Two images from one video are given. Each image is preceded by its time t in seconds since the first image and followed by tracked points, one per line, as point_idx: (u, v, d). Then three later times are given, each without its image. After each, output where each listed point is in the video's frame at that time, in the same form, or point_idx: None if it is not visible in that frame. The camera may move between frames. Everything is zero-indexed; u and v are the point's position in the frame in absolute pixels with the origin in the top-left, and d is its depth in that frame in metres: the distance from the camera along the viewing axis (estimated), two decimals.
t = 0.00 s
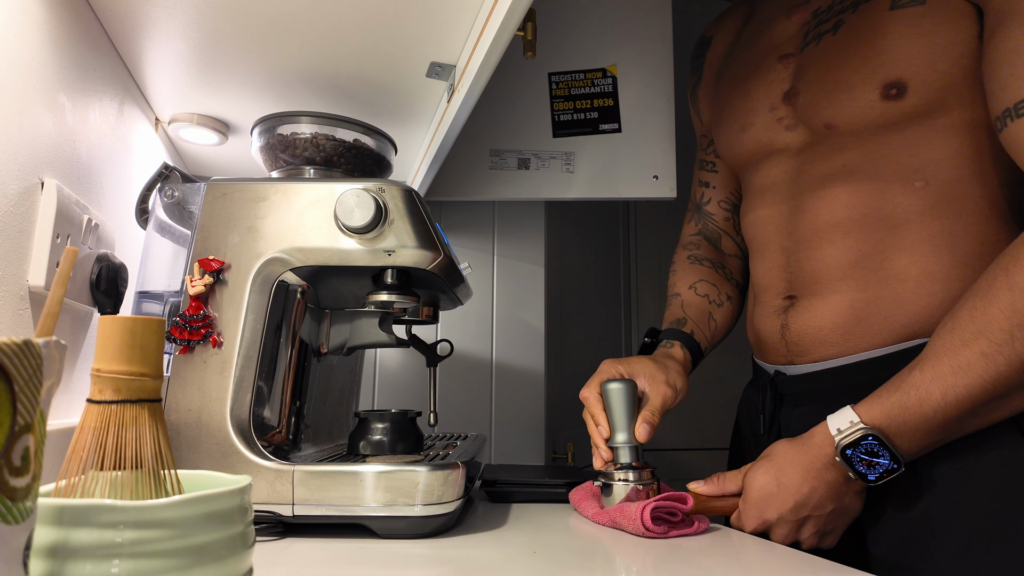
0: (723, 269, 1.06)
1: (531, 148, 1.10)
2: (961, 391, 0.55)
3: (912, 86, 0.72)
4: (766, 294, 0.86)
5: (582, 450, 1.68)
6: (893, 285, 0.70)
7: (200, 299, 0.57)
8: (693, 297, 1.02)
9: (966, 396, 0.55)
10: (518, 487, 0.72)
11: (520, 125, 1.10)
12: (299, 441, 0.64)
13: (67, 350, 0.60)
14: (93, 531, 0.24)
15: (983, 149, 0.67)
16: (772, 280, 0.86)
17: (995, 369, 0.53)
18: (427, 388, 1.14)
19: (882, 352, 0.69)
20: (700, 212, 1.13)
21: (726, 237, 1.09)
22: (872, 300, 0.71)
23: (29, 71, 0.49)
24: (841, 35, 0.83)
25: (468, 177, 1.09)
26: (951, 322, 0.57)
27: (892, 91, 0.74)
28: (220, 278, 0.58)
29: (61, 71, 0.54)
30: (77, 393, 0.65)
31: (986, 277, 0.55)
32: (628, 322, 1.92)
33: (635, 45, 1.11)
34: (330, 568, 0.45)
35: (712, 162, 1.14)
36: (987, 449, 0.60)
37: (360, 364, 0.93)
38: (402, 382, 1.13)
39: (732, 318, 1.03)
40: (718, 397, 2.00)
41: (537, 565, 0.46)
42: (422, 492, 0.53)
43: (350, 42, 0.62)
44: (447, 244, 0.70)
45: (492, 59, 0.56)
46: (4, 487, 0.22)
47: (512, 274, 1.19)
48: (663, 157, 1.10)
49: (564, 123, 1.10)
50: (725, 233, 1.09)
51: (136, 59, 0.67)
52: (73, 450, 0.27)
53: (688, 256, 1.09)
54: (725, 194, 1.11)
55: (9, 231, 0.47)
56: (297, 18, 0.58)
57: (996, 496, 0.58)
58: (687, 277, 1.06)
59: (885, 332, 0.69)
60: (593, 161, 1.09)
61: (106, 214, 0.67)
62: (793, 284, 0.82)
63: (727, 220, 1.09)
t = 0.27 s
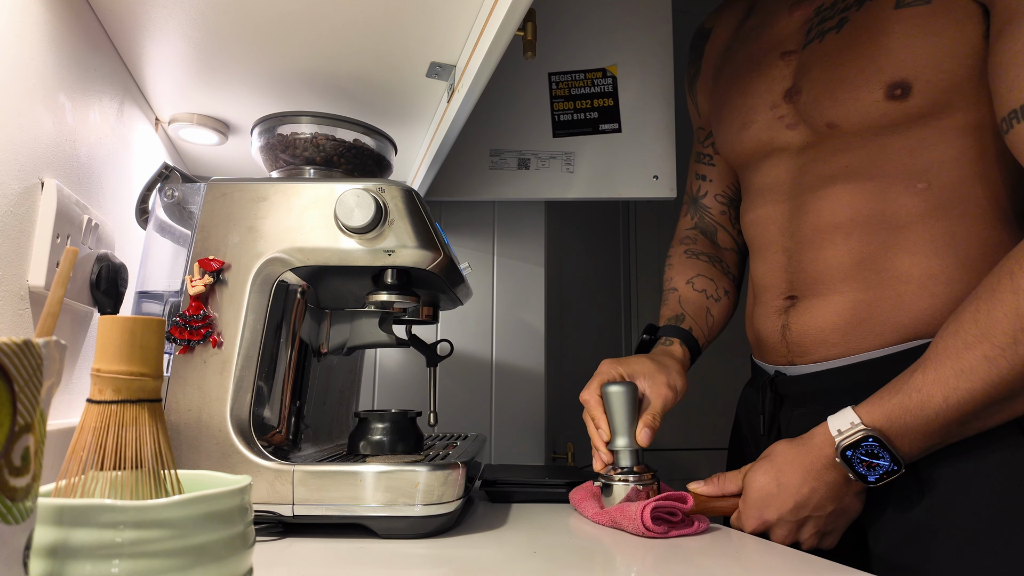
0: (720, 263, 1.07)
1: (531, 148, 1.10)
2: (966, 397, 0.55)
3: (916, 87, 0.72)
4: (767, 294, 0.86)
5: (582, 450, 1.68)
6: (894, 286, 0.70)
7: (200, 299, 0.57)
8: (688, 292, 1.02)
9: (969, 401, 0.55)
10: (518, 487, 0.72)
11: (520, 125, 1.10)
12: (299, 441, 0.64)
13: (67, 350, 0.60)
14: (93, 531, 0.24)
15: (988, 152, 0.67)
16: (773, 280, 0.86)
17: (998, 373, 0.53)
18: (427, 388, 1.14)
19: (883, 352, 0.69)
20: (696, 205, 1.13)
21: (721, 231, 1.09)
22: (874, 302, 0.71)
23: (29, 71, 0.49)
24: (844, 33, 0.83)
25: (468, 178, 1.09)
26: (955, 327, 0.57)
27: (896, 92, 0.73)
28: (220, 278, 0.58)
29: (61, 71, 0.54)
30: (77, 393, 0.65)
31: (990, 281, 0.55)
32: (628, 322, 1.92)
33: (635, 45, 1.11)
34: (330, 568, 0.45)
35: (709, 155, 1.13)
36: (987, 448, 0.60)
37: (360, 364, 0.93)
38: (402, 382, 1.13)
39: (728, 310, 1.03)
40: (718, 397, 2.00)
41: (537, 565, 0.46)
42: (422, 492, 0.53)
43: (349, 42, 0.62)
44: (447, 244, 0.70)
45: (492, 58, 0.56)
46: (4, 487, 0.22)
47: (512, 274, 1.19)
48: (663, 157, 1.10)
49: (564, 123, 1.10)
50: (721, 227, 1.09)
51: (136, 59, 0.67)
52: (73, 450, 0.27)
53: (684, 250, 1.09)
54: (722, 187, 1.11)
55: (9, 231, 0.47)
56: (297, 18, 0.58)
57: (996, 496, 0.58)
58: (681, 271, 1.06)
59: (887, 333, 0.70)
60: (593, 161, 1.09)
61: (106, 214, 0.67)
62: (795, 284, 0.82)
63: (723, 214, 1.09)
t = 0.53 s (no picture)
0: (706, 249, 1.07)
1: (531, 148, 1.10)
2: (971, 402, 0.55)
3: (924, 89, 0.72)
4: (768, 294, 0.86)
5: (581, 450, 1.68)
6: (899, 288, 0.70)
7: (200, 299, 0.57)
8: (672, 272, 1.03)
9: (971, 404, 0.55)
10: (518, 487, 0.72)
11: (519, 125, 1.10)
12: (299, 441, 0.64)
13: (67, 350, 0.60)
14: (93, 531, 0.24)
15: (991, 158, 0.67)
16: (774, 280, 0.85)
17: (1002, 376, 0.53)
18: (427, 388, 1.14)
19: (886, 353, 0.70)
20: (686, 189, 1.10)
21: (710, 218, 1.09)
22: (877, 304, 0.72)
23: (29, 71, 0.49)
24: (849, 32, 0.82)
25: (468, 177, 1.08)
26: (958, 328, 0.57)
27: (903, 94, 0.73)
28: (220, 278, 0.58)
29: (61, 71, 0.54)
30: (77, 393, 0.65)
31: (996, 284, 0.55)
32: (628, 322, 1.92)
33: (635, 45, 1.11)
34: (330, 568, 0.45)
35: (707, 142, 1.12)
36: (987, 448, 0.60)
37: (359, 364, 0.93)
38: (402, 382, 1.13)
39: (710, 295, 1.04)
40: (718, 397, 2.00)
41: (537, 565, 0.46)
42: (421, 492, 0.53)
43: (349, 42, 0.62)
44: (447, 244, 0.70)
45: (492, 58, 0.56)
46: (4, 487, 0.22)
47: (512, 274, 1.19)
48: (663, 157, 1.10)
49: (564, 123, 1.10)
50: (710, 214, 1.09)
51: (136, 59, 0.67)
52: (73, 450, 0.27)
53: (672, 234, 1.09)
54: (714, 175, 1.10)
55: (9, 231, 0.47)
56: (297, 18, 0.58)
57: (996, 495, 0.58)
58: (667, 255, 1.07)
59: (891, 334, 0.70)
60: (593, 161, 1.09)
61: (106, 214, 0.67)
62: (797, 285, 0.81)
63: (712, 201, 1.09)
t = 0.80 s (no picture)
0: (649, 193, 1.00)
1: (531, 148, 1.10)
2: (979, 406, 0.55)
3: (951, 95, 0.71)
4: (772, 296, 0.84)
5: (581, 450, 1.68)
6: (911, 295, 0.70)
7: (200, 299, 0.57)
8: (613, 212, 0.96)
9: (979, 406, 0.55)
10: (518, 487, 0.72)
11: (519, 125, 1.10)
12: (299, 442, 0.64)
13: (67, 350, 0.60)
14: (93, 530, 0.24)
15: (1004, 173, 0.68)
16: (780, 284, 0.83)
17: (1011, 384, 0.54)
18: (427, 387, 1.14)
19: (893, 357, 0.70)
20: (644, 137, 1.05)
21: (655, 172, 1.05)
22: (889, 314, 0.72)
23: (28, 71, 0.49)
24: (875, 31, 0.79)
25: (468, 178, 1.08)
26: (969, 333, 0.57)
27: (928, 104, 0.72)
28: (220, 278, 0.58)
29: (61, 71, 0.54)
30: (77, 393, 0.65)
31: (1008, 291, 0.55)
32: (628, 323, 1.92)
33: (635, 46, 1.11)
34: (329, 568, 0.45)
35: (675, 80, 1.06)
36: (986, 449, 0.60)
37: (360, 364, 0.93)
38: (402, 382, 1.13)
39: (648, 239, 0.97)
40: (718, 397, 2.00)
41: (536, 565, 0.46)
42: (421, 492, 0.53)
43: (349, 42, 0.62)
44: (447, 244, 0.70)
45: (492, 58, 0.56)
46: (4, 487, 0.22)
47: (512, 274, 1.19)
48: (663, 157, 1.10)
49: (564, 123, 1.10)
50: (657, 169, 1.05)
51: (136, 59, 0.67)
52: (73, 450, 0.27)
53: (620, 174, 1.02)
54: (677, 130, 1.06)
55: (9, 231, 0.47)
56: (297, 18, 0.58)
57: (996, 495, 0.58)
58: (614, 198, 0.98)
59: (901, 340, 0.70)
60: (593, 161, 1.09)
61: (106, 214, 0.67)
62: (805, 288, 0.80)
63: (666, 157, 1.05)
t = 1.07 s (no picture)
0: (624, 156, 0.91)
1: (531, 148, 1.09)
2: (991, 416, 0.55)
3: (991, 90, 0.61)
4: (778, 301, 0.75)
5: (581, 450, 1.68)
6: (934, 311, 0.64)
7: (200, 299, 0.57)
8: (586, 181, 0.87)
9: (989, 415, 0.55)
10: (518, 487, 0.72)
11: (519, 125, 1.10)
12: (299, 442, 0.64)
13: (68, 350, 0.60)
14: (93, 530, 0.24)
15: None
16: (788, 287, 0.74)
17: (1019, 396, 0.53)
18: (427, 387, 1.14)
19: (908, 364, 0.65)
20: (636, 88, 0.87)
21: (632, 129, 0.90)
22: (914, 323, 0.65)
23: (28, 71, 0.48)
24: None
25: (469, 178, 1.08)
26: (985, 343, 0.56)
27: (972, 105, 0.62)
28: (220, 278, 0.58)
29: (60, 71, 0.54)
30: (77, 393, 0.65)
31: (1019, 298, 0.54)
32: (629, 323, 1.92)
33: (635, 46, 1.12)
34: (329, 568, 0.45)
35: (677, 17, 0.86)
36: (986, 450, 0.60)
37: (360, 364, 0.92)
38: (402, 382, 1.13)
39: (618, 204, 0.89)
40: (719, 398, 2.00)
41: (537, 565, 0.46)
42: (421, 492, 0.53)
43: (349, 42, 0.62)
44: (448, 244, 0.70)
45: (492, 58, 0.56)
46: (4, 487, 0.22)
47: (512, 274, 1.19)
48: (663, 157, 1.10)
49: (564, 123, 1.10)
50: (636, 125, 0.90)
51: (135, 59, 0.66)
52: (73, 450, 0.27)
53: (601, 136, 0.89)
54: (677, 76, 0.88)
55: (9, 231, 0.47)
56: (297, 18, 0.58)
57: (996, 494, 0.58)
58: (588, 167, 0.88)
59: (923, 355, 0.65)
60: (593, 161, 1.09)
61: (105, 214, 0.67)
62: (818, 298, 0.71)
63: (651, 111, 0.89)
